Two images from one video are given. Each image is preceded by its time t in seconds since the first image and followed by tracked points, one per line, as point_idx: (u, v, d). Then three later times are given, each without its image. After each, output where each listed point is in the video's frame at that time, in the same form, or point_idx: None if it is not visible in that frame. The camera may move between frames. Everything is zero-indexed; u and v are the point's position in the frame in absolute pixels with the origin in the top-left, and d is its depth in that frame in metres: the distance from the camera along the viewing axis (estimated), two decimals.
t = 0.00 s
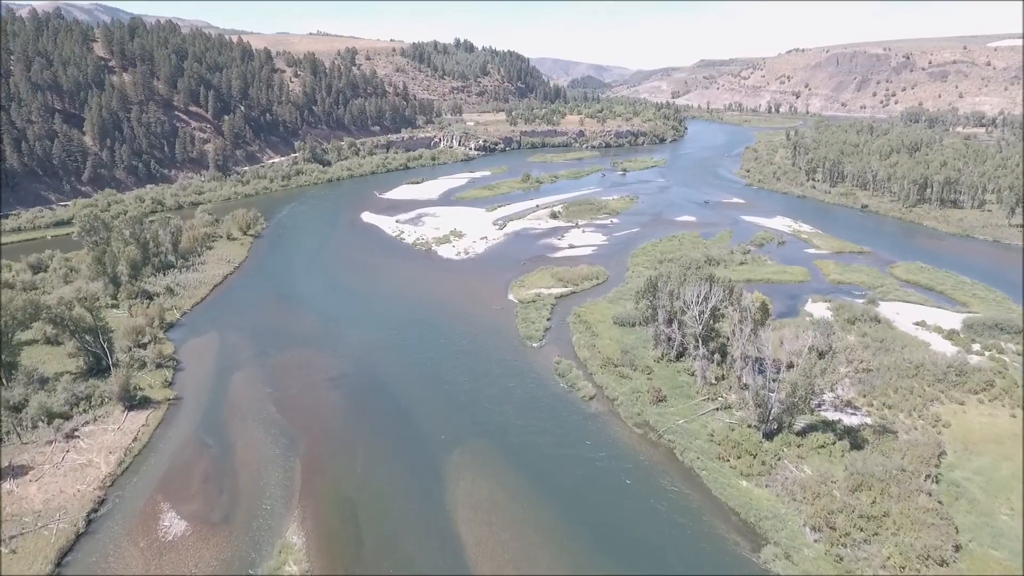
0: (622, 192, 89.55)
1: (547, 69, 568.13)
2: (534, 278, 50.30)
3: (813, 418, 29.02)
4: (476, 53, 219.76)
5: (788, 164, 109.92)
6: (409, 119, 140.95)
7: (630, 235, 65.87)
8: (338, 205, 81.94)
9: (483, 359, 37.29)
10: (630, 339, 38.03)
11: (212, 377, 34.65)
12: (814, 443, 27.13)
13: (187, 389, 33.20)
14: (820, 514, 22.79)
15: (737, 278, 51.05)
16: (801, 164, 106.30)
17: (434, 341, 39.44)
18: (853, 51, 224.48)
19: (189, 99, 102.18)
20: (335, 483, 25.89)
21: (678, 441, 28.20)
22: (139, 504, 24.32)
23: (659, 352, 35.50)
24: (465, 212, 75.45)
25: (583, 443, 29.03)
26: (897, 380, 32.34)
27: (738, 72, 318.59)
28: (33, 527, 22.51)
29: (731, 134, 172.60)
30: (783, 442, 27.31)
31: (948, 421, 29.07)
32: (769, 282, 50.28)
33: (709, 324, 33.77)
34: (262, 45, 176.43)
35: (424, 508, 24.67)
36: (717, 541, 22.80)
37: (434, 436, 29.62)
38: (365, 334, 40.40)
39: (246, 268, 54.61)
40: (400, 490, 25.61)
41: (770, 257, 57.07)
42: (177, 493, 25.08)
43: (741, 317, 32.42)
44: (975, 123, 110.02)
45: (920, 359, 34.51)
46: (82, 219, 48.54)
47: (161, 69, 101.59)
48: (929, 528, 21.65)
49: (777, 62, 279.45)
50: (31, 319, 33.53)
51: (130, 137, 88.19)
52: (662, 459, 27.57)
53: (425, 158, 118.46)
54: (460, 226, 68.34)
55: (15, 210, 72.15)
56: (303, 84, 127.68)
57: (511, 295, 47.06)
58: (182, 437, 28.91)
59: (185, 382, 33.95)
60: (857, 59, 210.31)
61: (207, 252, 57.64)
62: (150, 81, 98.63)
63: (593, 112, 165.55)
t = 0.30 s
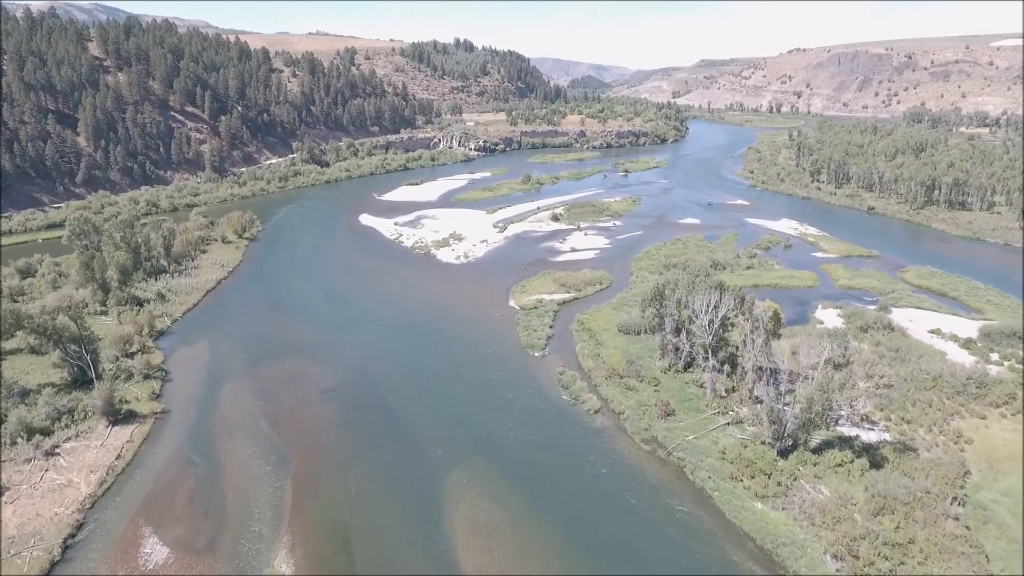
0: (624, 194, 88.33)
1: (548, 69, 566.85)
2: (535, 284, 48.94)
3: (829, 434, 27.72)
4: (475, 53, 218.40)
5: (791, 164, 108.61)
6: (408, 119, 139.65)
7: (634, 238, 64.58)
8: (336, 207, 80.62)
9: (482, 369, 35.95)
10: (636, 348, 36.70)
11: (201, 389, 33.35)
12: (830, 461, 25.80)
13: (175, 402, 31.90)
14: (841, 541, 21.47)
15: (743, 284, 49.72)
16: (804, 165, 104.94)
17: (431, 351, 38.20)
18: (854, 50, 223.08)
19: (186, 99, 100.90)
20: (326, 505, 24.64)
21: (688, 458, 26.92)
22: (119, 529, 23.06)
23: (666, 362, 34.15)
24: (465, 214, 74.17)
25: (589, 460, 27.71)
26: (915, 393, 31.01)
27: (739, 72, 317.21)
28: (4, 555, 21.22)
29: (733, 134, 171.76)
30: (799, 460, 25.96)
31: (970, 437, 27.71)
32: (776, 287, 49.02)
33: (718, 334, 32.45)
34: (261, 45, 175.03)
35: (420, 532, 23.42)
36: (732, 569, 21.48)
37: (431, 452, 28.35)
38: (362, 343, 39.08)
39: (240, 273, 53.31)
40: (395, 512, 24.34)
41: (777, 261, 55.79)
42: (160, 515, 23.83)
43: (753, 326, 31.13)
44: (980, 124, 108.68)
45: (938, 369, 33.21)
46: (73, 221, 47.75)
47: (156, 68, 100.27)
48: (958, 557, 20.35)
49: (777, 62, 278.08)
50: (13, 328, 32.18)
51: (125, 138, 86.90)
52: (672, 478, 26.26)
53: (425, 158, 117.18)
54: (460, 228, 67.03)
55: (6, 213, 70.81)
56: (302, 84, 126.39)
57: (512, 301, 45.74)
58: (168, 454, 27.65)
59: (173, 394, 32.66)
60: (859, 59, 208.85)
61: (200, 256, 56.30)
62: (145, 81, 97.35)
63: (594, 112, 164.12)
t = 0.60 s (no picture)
0: (626, 196, 87.08)
1: (548, 69, 565.09)
2: (538, 290, 47.52)
3: (847, 451, 26.37)
4: (476, 53, 216.96)
5: (796, 165, 107.27)
6: (408, 119, 138.33)
7: (637, 241, 63.29)
8: (334, 209, 79.32)
9: (483, 381, 34.57)
10: (641, 359, 35.38)
11: (191, 402, 32.05)
12: (850, 483, 24.46)
13: (163, 416, 30.60)
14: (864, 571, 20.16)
15: (750, 289, 48.33)
16: (809, 166, 103.54)
17: (429, 360, 36.91)
18: (857, 51, 221.60)
19: (182, 99, 99.61)
20: (317, 529, 23.40)
21: (699, 479, 25.61)
22: (98, 556, 21.83)
23: (674, 373, 32.83)
24: (465, 216, 72.86)
25: (594, 479, 26.40)
26: (935, 408, 29.65)
27: (740, 71, 315.71)
28: None
29: (735, 134, 171.03)
30: (817, 482, 24.61)
31: (996, 454, 26.32)
32: (785, 293, 47.70)
33: (729, 345, 31.14)
34: (259, 45, 173.67)
35: (416, 559, 22.15)
36: None
37: (428, 470, 27.11)
38: (358, 353, 37.72)
39: (235, 277, 51.97)
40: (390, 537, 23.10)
41: (785, 266, 54.46)
42: (141, 541, 22.61)
43: (766, 338, 29.84)
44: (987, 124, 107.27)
45: (959, 381, 31.86)
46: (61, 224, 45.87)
47: (152, 68, 99.01)
48: None
49: (779, 63, 276.66)
50: None
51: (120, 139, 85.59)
52: (682, 499, 24.95)
53: (424, 159, 115.86)
54: (460, 231, 65.72)
55: None
56: (300, 84, 125.10)
57: (513, 308, 44.42)
58: (153, 473, 26.42)
59: (160, 407, 31.37)
60: (861, 59, 207.26)
61: (194, 260, 54.99)
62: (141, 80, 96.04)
63: (595, 112, 162.79)
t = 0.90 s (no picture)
0: (629, 197, 85.80)
1: (549, 69, 563.78)
2: (540, 296, 46.17)
3: (868, 471, 25.05)
4: (476, 52, 215.70)
5: (800, 166, 105.95)
6: (408, 120, 137.05)
7: (641, 244, 62.01)
8: (332, 211, 78.08)
9: (483, 392, 33.33)
10: (648, 370, 34.06)
11: (178, 415, 30.79)
12: (873, 506, 23.12)
13: (149, 431, 29.33)
14: None
15: (758, 295, 46.99)
16: (814, 168, 102.08)
17: (426, 370, 35.63)
18: (859, 50, 220.30)
19: (179, 99, 98.34)
20: (307, 556, 22.10)
21: (712, 501, 24.27)
22: None
23: (683, 386, 31.48)
24: (466, 219, 71.59)
25: (601, 500, 25.06)
26: (957, 423, 28.29)
27: (741, 71, 314.47)
28: None
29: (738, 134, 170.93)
30: (838, 505, 23.27)
31: None
32: (794, 299, 46.39)
33: (741, 356, 29.83)
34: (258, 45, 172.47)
35: None
36: None
37: (425, 491, 25.81)
38: (353, 363, 36.47)
39: (228, 283, 50.72)
40: (385, 565, 21.78)
41: (793, 270, 53.16)
42: (121, 569, 21.31)
43: (780, 350, 28.51)
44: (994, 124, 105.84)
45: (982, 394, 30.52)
46: (51, 228, 44.22)
47: (148, 68, 97.74)
48: None
49: (780, 62, 275.45)
50: None
51: (116, 140, 84.34)
52: (694, 523, 23.63)
53: (424, 159, 114.63)
54: (461, 234, 64.42)
55: None
56: (299, 84, 123.84)
57: (515, 315, 43.10)
58: (136, 493, 25.12)
59: (147, 421, 30.11)
60: (863, 58, 205.68)
61: (187, 264, 53.72)
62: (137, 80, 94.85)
63: (596, 112, 161.49)
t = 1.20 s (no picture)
0: (632, 199, 84.45)
1: (550, 69, 562.81)
2: (543, 303, 44.82)
3: (891, 493, 23.70)
4: (477, 52, 214.43)
5: (805, 168, 104.59)
6: (408, 120, 135.76)
7: (646, 248, 60.69)
8: (330, 213, 76.81)
9: (483, 405, 32.02)
10: (656, 383, 32.74)
11: (165, 430, 29.51)
12: (897, 533, 21.78)
13: (134, 448, 28.05)
14: None
15: (767, 302, 45.58)
16: (819, 169, 100.64)
17: (425, 382, 34.33)
18: (862, 50, 218.71)
19: (175, 99, 97.06)
20: None
21: (727, 526, 22.93)
22: None
23: (692, 400, 30.11)
24: (467, 222, 70.29)
25: (609, 524, 23.66)
26: (984, 441, 26.88)
27: (743, 71, 312.89)
28: None
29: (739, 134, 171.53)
30: (861, 531, 21.92)
31: None
32: (804, 306, 45.01)
33: (755, 370, 28.47)
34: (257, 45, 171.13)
35: None
36: None
37: (422, 513, 24.47)
38: (349, 374, 35.20)
39: (222, 288, 49.48)
40: None
41: (802, 275, 51.82)
42: None
43: (796, 364, 27.14)
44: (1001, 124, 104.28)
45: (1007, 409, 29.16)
46: (40, 232, 42.19)
47: (145, 68, 96.48)
48: None
49: (782, 63, 274.05)
50: None
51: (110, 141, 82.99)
52: (708, 550, 22.29)
53: (424, 161, 113.41)
54: (461, 238, 63.12)
55: None
56: (298, 84, 122.56)
57: (517, 323, 41.76)
58: (117, 517, 23.78)
59: (132, 437, 28.83)
60: (866, 58, 204.08)
61: (181, 269, 52.41)
62: (133, 80, 93.54)
63: (598, 113, 160.09)
